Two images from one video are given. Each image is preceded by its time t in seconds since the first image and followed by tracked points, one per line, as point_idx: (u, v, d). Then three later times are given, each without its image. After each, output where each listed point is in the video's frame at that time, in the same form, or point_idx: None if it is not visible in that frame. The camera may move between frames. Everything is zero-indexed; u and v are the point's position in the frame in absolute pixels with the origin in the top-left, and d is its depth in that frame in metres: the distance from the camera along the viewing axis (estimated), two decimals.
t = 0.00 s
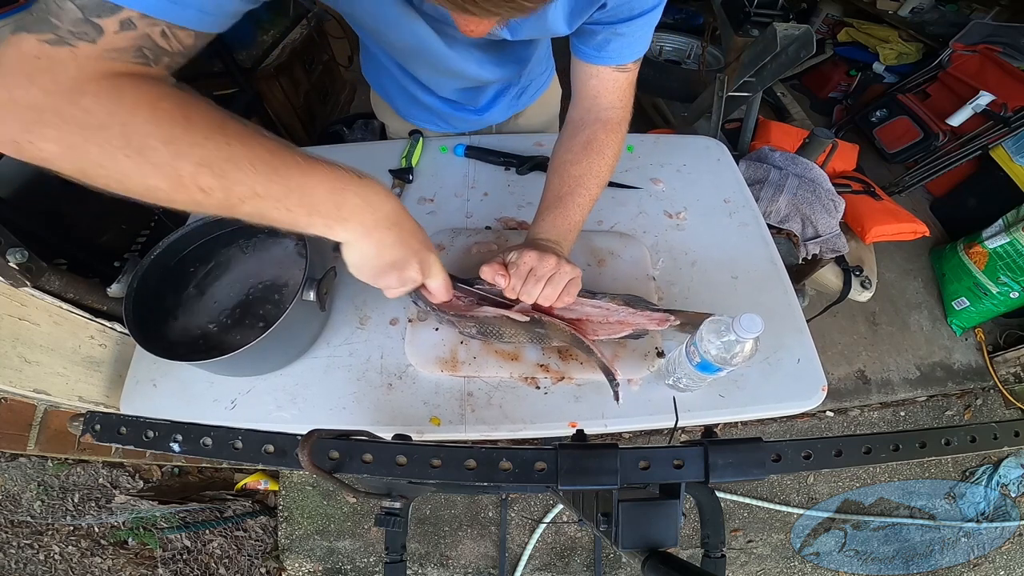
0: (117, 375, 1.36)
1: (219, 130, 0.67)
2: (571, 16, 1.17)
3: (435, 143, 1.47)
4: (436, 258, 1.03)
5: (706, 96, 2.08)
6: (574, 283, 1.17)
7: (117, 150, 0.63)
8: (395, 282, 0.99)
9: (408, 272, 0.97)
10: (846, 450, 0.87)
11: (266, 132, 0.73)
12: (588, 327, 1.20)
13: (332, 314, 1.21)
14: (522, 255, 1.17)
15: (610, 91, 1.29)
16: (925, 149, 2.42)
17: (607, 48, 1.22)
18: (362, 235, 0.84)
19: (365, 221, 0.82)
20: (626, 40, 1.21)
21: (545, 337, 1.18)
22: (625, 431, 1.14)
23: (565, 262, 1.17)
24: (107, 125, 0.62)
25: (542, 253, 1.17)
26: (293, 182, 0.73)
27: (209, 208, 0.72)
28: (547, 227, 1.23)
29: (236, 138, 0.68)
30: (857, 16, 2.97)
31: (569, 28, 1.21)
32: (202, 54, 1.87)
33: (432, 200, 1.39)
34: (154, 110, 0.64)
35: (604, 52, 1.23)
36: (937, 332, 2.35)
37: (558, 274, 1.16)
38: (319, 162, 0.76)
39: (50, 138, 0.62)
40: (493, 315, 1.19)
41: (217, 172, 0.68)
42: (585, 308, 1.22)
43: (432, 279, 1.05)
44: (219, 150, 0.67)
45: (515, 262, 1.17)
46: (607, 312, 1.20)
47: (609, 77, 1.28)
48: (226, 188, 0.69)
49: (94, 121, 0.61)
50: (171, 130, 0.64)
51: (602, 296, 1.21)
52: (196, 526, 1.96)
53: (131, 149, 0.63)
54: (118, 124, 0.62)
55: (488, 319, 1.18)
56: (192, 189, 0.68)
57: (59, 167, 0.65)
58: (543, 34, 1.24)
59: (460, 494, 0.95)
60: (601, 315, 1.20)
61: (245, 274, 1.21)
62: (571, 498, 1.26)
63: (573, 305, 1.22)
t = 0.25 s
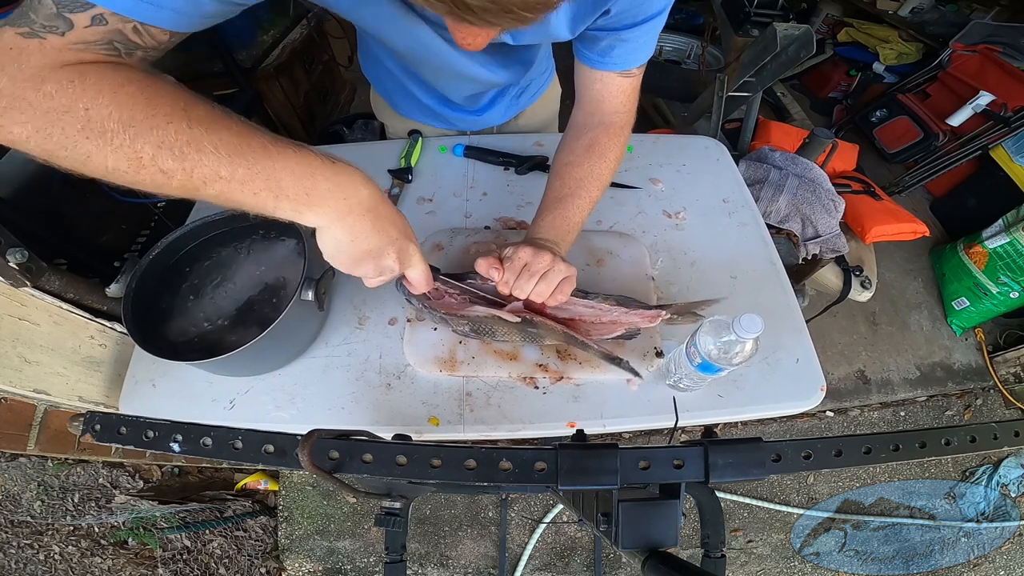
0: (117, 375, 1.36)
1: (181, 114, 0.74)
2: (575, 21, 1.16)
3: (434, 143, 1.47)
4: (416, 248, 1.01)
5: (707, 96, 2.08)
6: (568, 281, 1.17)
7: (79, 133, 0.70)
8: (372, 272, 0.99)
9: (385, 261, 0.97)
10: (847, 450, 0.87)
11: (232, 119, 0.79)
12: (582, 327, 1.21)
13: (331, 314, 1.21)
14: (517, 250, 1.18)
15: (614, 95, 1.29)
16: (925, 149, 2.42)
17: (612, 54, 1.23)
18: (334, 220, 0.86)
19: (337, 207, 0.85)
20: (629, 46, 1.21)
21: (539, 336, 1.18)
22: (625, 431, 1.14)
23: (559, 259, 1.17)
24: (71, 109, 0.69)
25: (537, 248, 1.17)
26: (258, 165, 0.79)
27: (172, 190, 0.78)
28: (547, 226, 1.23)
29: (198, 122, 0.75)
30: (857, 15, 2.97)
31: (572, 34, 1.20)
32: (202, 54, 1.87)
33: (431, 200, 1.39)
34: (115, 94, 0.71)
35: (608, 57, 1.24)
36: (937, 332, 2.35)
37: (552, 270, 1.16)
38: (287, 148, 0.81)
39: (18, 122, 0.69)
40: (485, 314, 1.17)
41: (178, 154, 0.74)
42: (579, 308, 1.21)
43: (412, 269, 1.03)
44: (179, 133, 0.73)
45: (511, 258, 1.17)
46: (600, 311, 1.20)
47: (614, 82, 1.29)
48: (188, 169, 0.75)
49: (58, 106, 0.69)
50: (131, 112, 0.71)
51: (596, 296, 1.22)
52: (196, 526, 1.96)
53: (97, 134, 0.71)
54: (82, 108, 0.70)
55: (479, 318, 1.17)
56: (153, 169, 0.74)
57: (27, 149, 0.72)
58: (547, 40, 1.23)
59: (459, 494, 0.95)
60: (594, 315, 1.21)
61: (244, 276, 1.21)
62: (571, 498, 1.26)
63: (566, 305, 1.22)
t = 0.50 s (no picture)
0: (117, 375, 1.36)
1: (187, 133, 0.82)
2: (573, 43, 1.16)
3: (436, 143, 1.47)
4: (424, 242, 1.03)
5: (707, 96, 2.08)
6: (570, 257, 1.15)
7: (97, 156, 0.79)
8: (380, 267, 1.00)
9: (392, 256, 0.98)
10: (846, 450, 0.87)
11: (237, 133, 0.86)
12: (589, 314, 1.22)
13: (334, 314, 1.21)
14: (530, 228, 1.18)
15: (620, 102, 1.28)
16: (925, 149, 2.42)
17: (617, 69, 1.23)
18: (340, 219, 0.90)
19: (341, 205, 0.89)
20: (636, 62, 1.21)
21: (547, 330, 1.16)
22: (628, 431, 1.14)
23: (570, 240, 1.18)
24: (86, 134, 0.78)
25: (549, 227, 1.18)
26: (263, 172, 0.84)
27: (191, 202, 0.85)
28: (558, 214, 1.24)
29: (204, 138, 0.82)
30: (857, 15, 2.97)
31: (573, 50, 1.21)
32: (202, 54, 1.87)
33: (434, 200, 1.39)
34: (125, 119, 0.80)
35: (615, 72, 1.23)
36: (937, 332, 2.35)
37: (564, 248, 1.16)
38: (290, 154, 0.87)
39: (41, 149, 0.79)
40: (496, 298, 1.18)
41: (188, 168, 0.81)
42: (586, 293, 1.23)
43: (420, 264, 1.04)
44: (188, 150, 0.81)
45: (524, 235, 1.17)
46: (607, 296, 1.21)
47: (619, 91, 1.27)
48: (199, 182, 0.82)
49: (74, 132, 0.78)
50: (142, 134, 0.79)
51: (603, 275, 1.22)
52: (196, 526, 1.96)
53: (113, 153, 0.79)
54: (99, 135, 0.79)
55: (484, 317, 1.17)
56: (168, 184, 0.82)
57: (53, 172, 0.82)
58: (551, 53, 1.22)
59: (461, 494, 0.95)
60: (601, 301, 1.22)
61: (246, 276, 1.20)
62: (572, 498, 1.26)
63: (573, 289, 1.23)
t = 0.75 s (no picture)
0: (117, 375, 1.36)
1: (185, 135, 0.83)
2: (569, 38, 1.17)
3: (436, 143, 1.47)
4: (426, 240, 1.04)
5: (707, 96, 2.08)
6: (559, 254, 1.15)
7: (97, 160, 0.81)
8: (382, 263, 1.01)
9: (394, 252, 0.99)
10: (846, 450, 0.87)
11: (234, 133, 0.87)
12: (588, 313, 1.24)
13: (334, 314, 1.21)
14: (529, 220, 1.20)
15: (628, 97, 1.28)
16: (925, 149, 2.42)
17: (622, 70, 1.23)
18: (342, 215, 0.90)
19: (342, 199, 0.89)
20: (639, 63, 1.21)
21: (546, 330, 1.16)
22: (628, 431, 1.14)
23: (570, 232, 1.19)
24: (85, 140, 0.80)
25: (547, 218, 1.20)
26: (263, 170, 0.85)
27: (194, 203, 0.86)
28: (563, 202, 1.25)
29: (202, 139, 0.84)
30: (858, 15, 2.97)
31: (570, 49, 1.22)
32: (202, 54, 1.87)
33: (434, 200, 1.39)
34: (122, 123, 0.81)
35: (619, 74, 1.24)
36: (937, 332, 2.35)
37: (564, 240, 1.17)
38: (289, 151, 0.87)
39: (42, 156, 0.81)
40: (498, 299, 1.18)
41: (188, 169, 0.82)
42: (585, 292, 1.24)
43: (421, 261, 1.05)
44: (187, 151, 0.82)
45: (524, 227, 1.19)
46: (606, 295, 1.22)
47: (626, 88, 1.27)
48: (200, 183, 0.83)
49: (73, 138, 0.80)
50: (140, 138, 0.81)
51: (601, 275, 1.22)
52: (196, 526, 1.96)
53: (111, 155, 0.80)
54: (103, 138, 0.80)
55: (484, 317, 1.16)
56: (169, 186, 0.83)
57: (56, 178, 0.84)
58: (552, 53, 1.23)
59: (461, 494, 0.95)
60: (600, 301, 1.23)
61: (246, 275, 1.20)
62: (572, 497, 1.26)
63: (572, 289, 1.24)
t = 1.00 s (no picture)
0: (117, 375, 1.36)
1: (191, 129, 0.85)
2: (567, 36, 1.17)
3: (436, 143, 1.47)
4: (432, 224, 1.02)
5: (707, 96, 2.08)
6: (555, 259, 1.16)
7: (104, 156, 0.81)
8: (394, 249, 0.98)
9: (402, 235, 0.96)
10: (846, 450, 0.87)
11: (236, 128, 0.90)
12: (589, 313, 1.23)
13: (333, 314, 1.21)
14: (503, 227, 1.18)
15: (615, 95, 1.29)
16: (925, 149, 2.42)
17: (616, 65, 1.24)
18: (345, 199, 0.92)
19: (344, 184, 0.91)
20: (632, 57, 1.22)
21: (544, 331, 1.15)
22: (627, 431, 1.14)
23: (544, 238, 1.16)
24: (91, 137, 0.80)
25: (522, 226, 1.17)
26: (269, 159, 0.88)
27: (199, 196, 0.88)
28: (544, 208, 1.24)
29: (208, 132, 0.86)
30: (858, 15, 2.97)
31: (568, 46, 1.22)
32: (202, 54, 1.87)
33: (433, 200, 1.39)
34: (130, 119, 0.82)
35: (612, 68, 1.25)
36: (937, 332, 2.35)
37: (536, 249, 1.15)
38: (293, 142, 0.91)
39: (45, 152, 0.80)
40: (498, 293, 1.17)
41: (196, 160, 0.84)
42: (585, 292, 1.22)
43: (428, 247, 1.02)
44: (194, 143, 0.85)
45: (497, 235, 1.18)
46: (606, 295, 1.21)
47: (615, 86, 1.29)
48: (209, 174, 0.85)
49: (80, 135, 0.80)
50: (148, 132, 0.82)
51: (601, 276, 1.21)
52: (196, 526, 1.96)
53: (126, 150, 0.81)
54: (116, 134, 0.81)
55: (483, 317, 1.16)
56: (177, 178, 0.84)
57: (56, 178, 0.83)
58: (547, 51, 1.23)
59: (460, 494, 0.95)
60: (600, 301, 1.22)
61: (247, 276, 1.20)
62: (571, 497, 1.26)
63: (572, 288, 1.23)
